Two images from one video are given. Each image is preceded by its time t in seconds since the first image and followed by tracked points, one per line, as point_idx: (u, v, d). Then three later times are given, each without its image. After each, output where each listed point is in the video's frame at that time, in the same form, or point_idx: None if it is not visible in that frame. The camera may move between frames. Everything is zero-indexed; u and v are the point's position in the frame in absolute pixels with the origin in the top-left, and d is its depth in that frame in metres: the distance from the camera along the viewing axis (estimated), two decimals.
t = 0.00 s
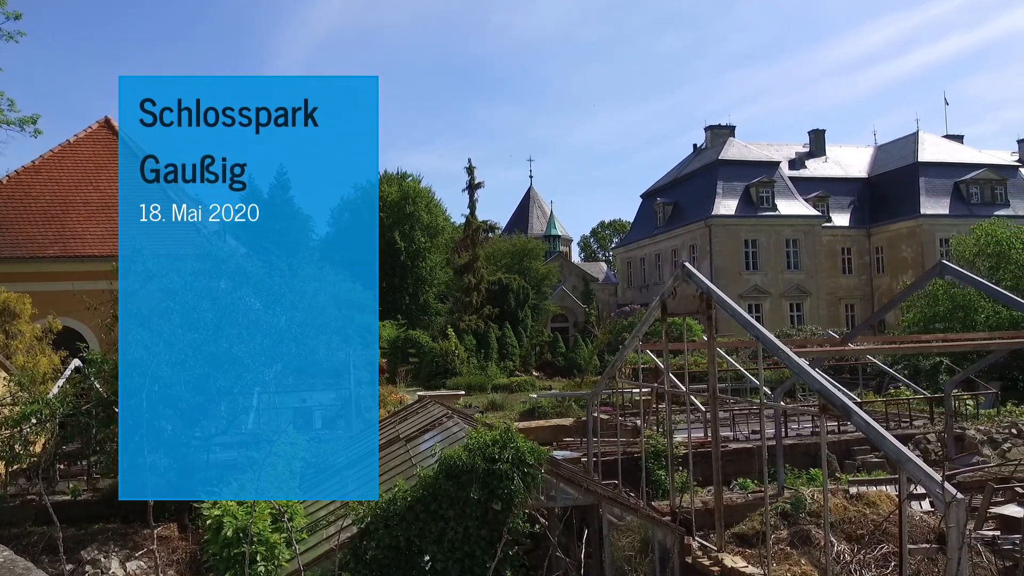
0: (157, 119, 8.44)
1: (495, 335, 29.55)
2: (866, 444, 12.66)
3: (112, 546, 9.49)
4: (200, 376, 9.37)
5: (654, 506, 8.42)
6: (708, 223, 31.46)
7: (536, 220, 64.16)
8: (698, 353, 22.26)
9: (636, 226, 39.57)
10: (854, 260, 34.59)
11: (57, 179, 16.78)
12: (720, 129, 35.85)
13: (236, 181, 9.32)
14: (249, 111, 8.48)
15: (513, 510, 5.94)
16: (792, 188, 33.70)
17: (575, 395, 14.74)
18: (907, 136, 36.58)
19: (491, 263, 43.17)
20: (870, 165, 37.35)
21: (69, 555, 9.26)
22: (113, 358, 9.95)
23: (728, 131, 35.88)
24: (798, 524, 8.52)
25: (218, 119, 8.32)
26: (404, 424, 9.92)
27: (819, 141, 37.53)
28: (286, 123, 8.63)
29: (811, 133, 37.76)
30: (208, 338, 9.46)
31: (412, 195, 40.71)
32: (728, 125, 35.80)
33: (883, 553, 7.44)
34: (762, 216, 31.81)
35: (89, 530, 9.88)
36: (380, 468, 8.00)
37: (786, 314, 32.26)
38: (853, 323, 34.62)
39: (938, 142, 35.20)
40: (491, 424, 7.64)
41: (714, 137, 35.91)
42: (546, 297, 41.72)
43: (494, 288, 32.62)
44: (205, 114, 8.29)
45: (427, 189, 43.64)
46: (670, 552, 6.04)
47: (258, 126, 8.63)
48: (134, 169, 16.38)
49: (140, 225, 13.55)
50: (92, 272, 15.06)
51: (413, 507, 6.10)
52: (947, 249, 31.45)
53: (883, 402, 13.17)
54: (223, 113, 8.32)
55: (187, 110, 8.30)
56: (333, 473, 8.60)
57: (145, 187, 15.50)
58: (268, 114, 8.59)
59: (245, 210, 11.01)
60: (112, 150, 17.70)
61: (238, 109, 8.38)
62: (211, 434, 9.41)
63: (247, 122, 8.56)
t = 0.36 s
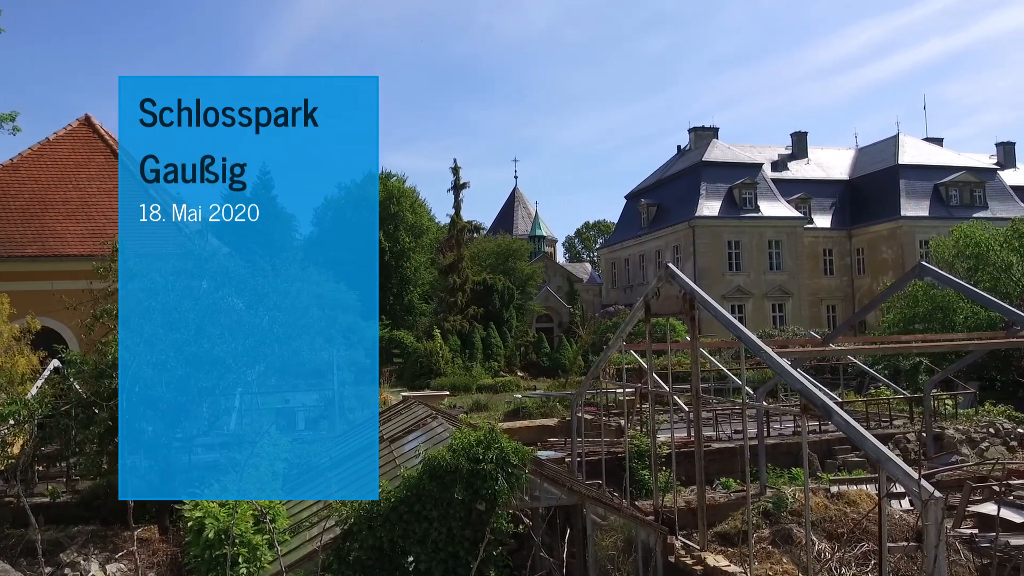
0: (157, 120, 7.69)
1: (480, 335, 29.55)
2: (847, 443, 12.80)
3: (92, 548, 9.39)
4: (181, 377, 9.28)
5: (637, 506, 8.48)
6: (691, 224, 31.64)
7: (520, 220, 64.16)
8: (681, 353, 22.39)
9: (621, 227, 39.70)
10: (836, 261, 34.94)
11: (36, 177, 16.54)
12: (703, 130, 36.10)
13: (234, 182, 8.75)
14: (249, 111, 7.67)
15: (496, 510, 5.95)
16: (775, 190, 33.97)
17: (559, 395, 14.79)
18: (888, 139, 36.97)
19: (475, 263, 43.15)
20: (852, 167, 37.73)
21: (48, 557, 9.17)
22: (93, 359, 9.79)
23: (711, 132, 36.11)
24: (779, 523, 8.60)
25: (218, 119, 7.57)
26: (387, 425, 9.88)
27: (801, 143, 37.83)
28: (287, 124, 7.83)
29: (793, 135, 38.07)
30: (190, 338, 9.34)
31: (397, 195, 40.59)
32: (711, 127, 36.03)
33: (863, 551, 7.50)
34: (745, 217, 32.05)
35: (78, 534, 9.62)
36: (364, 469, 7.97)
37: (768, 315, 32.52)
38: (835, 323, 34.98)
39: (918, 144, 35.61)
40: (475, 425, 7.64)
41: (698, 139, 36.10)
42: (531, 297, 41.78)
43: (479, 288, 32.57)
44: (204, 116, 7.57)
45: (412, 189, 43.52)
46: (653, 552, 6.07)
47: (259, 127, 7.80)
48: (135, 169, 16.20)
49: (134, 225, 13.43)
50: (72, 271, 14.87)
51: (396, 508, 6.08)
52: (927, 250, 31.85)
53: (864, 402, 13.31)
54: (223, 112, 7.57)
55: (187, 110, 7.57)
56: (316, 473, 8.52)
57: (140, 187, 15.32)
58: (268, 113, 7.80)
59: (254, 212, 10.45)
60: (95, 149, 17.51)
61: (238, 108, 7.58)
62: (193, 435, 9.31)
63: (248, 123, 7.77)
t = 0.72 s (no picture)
0: (156, 125, 7.10)
1: (465, 336, 29.53)
2: (829, 442, 12.92)
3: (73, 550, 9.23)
4: (162, 377, 9.18)
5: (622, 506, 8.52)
6: (676, 225, 31.80)
7: (506, 221, 64.16)
8: (665, 354, 22.51)
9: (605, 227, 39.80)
10: (818, 262, 35.25)
11: (16, 175, 16.32)
12: (688, 132, 36.30)
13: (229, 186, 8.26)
14: (249, 116, 7.10)
15: (480, 510, 5.95)
16: (758, 192, 34.20)
17: (543, 395, 14.84)
18: (870, 141, 37.35)
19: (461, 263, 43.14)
20: (834, 169, 38.09)
21: (28, 560, 9.03)
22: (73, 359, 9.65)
23: (695, 134, 36.33)
24: (762, 522, 8.67)
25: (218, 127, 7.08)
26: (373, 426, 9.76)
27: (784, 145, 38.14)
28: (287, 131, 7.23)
29: (777, 137, 38.36)
30: (172, 338, 9.33)
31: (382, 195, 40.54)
32: (695, 129, 36.24)
33: (845, 550, 7.56)
34: (728, 219, 32.25)
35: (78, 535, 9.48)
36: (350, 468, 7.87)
37: (751, 315, 32.74)
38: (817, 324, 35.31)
39: (899, 147, 36.00)
40: (460, 426, 7.64)
41: (682, 140, 36.30)
42: (516, 298, 41.83)
43: (464, 288, 32.49)
44: (206, 121, 7.02)
45: (398, 189, 43.40)
46: (637, 551, 6.09)
47: (259, 132, 7.25)
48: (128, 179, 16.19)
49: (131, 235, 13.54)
50: (51, 271, 14.67)
51: (380, 509, 6.06)
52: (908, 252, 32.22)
53: (845, 402, 13.44)
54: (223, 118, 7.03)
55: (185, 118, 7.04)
56: (300, 474, 8.46)
57: (137, 193, 15.39)
58: (268, 119, 7.20)
59: (254, 216, 10.03)
60: (76, 147, 17.33)
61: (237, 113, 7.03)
62: (174, 436, 9.17)
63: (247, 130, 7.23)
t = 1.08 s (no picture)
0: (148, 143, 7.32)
1: (450, 336, 29.51)
2: (811, 442, 13.05)
3: (53, 553, 9.11)
4: (144, 379, 9.24)
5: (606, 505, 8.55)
6: (660, 226, 31.96)
7: (491, 221, 64.15)
8: (649, 354, 22.62)
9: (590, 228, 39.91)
10: (801, 263, 35.55)
11: None
12: (672, 134, 36.50)
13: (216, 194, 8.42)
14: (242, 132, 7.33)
15: (465, 511, 5.95)
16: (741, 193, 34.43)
17: (528, 396, 14.87)
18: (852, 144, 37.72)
19: (445, 264, 43.10)
20: (817, 171, 38.44)
21: (6, 563, 8.91)
22: (51, 359, 9.51)
23: (679, 136, 36.52)
24: (744, 521, 8.73)
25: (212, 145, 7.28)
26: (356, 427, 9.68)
27: (767, 147, 38.45)
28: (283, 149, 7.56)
29: (760, 139, 38.63)
30: (153, 339, 9.42)
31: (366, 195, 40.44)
32: (679, 130, 36.44)
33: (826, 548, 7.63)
34: (712, 220, 32.45)
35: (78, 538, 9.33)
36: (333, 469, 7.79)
37: (735, 316, 32.97)
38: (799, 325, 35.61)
39: (880, 150, 36.40)
40: (445, 427, 7.63)
41: (666, 142, 36.49)
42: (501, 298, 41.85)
43: (449, 289, 32.44)
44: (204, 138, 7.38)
45: (382, 189, 43.28)
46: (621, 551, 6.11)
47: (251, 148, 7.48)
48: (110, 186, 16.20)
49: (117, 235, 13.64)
50: (31, 270, 14.46)
51: (364, 511, 6.04)
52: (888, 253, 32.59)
53: (827, 402, 13.57)
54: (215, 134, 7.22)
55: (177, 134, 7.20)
56: (284, 475, 8.37)
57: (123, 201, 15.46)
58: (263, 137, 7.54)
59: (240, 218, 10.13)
60: (56, 145, 17.11)
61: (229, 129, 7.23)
62: (156, 436, 8.92)
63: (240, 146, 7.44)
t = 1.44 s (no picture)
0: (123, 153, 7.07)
1: (434, 337, 29.45)
2: (792, 442, 13.15)
3: (30, 556, 8.97)
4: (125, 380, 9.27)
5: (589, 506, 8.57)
6: (644, 227, 32.11)
7: (476, 222, 64.12)
8: (633, 355, 22.71)
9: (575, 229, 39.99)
10: (783, 265, 35.85)
11: None
12: (656, 135, 36.66)
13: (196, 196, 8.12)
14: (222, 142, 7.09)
15: (450, 513, 5.93)
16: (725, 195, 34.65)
17: (513, 396, 14.87)
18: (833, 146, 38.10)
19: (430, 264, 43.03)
20: (799, 173, 38.78)
21: None
22: (29, 359, 9.36)
23: (663, 137, 36.69)
24: (726, 521, 8.80)
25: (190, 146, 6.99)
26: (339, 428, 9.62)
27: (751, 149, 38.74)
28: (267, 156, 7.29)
29: (743, 141, 38.89)
30: (134, 338, 9.36)
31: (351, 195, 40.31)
32: (664, 132, 36.61)
33: (807, 547, 7.69)
34: (695, 221, 32.64)
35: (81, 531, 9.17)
36: (316, 470, 7.68)
37: (718, 317, 33.18)
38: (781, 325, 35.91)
39: (862, 152, 36.79)
40: (429, 428, 7.60)
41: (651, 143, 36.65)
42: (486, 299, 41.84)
43: (434, 289, 32.35)
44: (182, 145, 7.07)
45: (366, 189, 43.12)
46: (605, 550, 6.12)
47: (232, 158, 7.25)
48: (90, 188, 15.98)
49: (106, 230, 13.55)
50: (10, 270, 14.21)
51: (347, 512, 6.02)
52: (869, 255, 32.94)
53: (808, 402, 13.68)
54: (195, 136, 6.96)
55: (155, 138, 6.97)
56: (267, 477, 8.32)
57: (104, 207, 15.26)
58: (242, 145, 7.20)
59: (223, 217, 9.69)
60: (34, 143, 16.87)
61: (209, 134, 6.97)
62: (137, 437, 9.29)
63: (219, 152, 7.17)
